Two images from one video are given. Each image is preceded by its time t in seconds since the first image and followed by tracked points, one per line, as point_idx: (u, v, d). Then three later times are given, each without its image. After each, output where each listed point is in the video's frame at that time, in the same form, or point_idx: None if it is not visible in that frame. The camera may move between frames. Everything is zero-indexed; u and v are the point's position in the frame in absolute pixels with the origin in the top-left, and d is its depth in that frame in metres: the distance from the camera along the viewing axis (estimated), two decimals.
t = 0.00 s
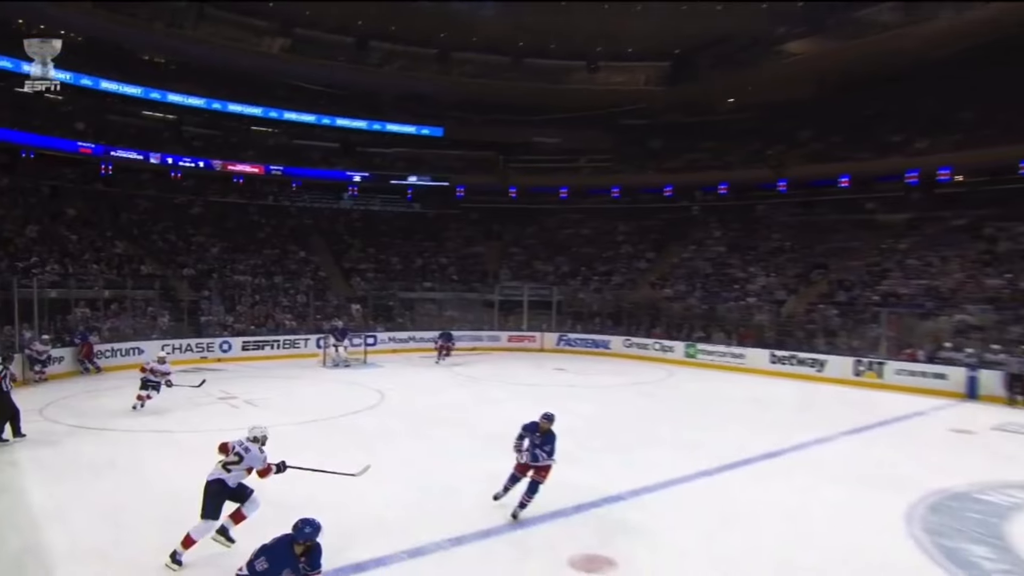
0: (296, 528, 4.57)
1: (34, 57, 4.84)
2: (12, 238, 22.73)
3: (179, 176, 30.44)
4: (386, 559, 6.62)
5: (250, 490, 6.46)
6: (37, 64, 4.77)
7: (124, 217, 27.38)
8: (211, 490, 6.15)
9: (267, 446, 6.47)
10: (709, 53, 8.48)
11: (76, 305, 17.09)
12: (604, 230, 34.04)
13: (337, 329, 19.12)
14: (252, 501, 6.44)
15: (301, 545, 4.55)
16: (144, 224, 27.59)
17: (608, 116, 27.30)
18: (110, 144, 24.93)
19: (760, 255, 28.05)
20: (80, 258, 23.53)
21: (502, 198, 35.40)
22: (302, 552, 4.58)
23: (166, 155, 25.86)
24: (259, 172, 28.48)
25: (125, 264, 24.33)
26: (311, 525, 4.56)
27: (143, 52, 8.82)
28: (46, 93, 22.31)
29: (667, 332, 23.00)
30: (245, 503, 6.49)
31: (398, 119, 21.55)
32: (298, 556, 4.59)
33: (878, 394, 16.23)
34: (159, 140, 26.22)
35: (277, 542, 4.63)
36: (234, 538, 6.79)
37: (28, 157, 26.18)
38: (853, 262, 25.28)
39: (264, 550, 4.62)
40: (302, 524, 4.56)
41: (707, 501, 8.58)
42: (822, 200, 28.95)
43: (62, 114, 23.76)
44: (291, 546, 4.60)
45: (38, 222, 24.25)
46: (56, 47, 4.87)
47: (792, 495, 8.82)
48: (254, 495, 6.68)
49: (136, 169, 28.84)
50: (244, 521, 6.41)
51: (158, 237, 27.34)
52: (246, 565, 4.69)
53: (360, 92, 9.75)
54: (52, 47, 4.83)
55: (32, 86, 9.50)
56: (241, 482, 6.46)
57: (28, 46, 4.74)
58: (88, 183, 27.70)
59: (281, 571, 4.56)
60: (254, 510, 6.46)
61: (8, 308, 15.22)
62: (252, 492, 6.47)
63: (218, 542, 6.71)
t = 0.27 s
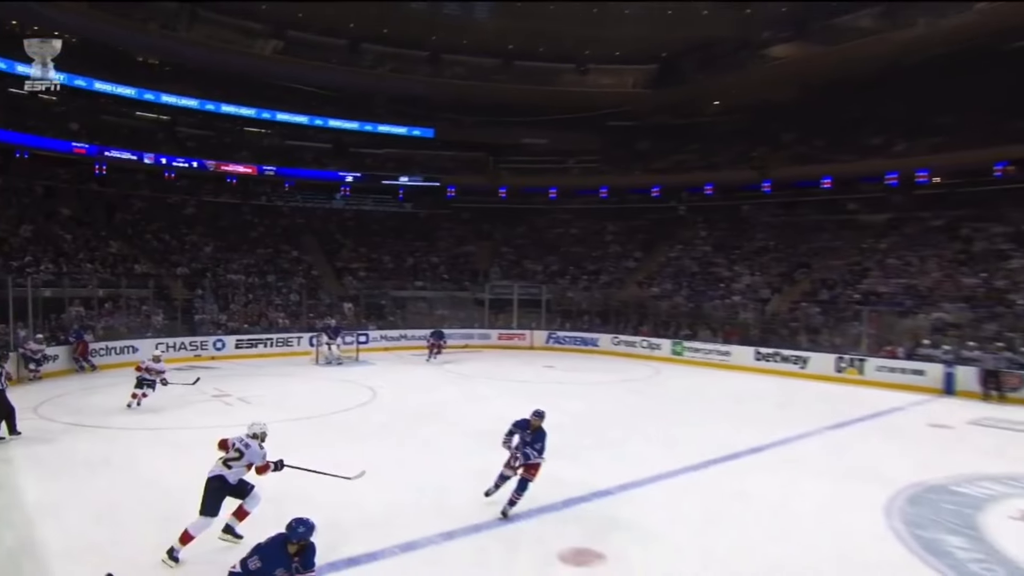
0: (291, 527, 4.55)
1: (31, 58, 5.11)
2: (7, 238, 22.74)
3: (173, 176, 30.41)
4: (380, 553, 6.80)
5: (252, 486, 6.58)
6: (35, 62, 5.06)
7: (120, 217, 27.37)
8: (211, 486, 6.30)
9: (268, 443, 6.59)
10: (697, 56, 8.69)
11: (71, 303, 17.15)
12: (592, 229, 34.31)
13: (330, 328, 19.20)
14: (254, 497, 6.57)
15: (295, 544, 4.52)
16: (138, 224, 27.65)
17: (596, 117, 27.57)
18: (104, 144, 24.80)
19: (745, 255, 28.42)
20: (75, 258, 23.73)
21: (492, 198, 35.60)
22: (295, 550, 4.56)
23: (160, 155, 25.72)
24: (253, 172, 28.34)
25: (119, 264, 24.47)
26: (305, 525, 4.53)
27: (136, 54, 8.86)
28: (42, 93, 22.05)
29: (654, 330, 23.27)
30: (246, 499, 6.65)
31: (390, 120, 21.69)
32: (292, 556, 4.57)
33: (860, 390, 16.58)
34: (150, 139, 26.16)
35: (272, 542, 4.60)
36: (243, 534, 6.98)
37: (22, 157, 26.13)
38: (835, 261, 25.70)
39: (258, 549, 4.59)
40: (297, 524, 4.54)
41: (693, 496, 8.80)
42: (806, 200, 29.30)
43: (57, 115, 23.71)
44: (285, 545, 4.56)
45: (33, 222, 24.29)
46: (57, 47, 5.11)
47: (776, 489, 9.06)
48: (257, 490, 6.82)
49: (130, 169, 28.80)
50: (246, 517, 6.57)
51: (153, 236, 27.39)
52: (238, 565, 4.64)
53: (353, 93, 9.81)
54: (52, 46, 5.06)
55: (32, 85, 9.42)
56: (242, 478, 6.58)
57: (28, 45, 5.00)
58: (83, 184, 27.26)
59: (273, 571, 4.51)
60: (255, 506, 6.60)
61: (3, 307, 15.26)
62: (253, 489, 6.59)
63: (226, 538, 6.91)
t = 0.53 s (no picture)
0: (287, 525, 4.55)
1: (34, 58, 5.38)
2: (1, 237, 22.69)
3: (167, 176, 30.22)
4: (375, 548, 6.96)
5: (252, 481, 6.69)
6: (35, 62, 5.24)
7: (112, 216, 27.44)
8: (212, 483, 6.40)
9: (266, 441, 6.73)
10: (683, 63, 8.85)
11: (65, 302, 17.16)
12: (581, 229, 34.58)
13: (322, 325, 19.32)
14: (255, 493, 6.71)
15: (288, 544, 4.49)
16: (132, 223, 27.68)
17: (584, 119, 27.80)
18: (98, 145, 24.82)
19: (731, 254, 28.78)
20: (69, 256, 23.83)
21: (482, 198, 35.80)
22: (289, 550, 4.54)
23: (154, 155, 26.42)
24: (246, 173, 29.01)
25: (114, 263, 24.55)
26: (299, 524, 4.50)
27: (130, 56, 8.93)
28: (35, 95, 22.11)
29: (642, 328, 23.53)
30: (248, 495, 6.78)
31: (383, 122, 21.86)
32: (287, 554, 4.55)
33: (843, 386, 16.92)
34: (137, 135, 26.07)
35: (267, 539, 4.61)
36: (249, 529, 7.14)
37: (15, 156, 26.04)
38: (817, 261, 26.09)
39: (252, 548, 4.59)
40: (290, 523, 4.51)
41: (679, 490, 9.01)
42: (791, 201, 29.68)
43: (51, 115, 23.65)
44: (279, 544, 4.55)
45: (26, 221, 24.30)
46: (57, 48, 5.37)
47: (759, 483, 9.30)
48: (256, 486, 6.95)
49: (125, 170, 28.76)
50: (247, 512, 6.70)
51: (146, 236, 27.41)
52: (232, 563, 4.65)
53: (346, 96, 9.91)
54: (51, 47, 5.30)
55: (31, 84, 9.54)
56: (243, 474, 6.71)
57: (28, 45, 5.17)
58: (76, 184, 27.10)
59: (267, 570, 4.52)
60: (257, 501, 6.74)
61: None
62: (253, 485, 6.71)
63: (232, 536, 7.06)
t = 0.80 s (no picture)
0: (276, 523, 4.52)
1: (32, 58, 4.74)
2: None
3: (156, 175, 30.33)
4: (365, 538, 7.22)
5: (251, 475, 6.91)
6: (34, 64, 4.68)
7: (101, 214, 27.42)
8: (213, 476, 6.57)
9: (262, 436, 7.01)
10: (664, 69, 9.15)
11: (55, 299, 17.30)
12: (563, 227, 34.99)
13: (310, 321, 19.60)
14: (253, 485, 6.95)
15: (277, 542, 4.46)
16: (120, 221, 27.65)
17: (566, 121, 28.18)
18: (88, 145, 24.86)
19: (708, 251, 29.35)
20: (59, 254, 23.84)
21: (466, 196, 36.04)
22: (278, 548, 4.51)
23: (143, 155, 26.53)
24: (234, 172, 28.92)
25: (104, 260, 24.56)
26: (288, 522, 4.46)
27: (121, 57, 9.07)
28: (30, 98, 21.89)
29: (622, 323, 23.94)
30: (247, 487, 6.98)
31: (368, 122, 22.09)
32: (276, 552, 4.54)
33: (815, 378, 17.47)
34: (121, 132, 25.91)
35: (259, 536, 4.61)
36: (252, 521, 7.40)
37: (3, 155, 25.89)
38: (791, 258, 26.68)
39: (243, 546, 4.62)
40: (279, 521, 4.48)
41: (659, 480, 9.36)
42: (765, 200, 30.29)
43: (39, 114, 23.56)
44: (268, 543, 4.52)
45: (14, 219, 24.25)
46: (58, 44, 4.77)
47: (734, 472, 9.69)
48: (255, 479, 7.18)
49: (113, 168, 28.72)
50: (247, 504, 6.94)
51: (135, 233, 27.34)
52: (224, 560, 4.67)
53: (334, 98, 10.13)
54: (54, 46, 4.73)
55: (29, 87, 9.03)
56: (242, 469, 6.89)
57: (27, 45, 4.62)
58: (65, 182, 27.39)
59: (257, 567, 4.54)
60: (257, 493, 6.98)
61: None
62: (252, 478, 6.93)
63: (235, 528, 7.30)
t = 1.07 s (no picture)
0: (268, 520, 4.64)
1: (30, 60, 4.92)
2: None
3: (148, 172, 30.08)
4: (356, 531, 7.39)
5: (251, 469, 7.03)
6: (34, 63, 4.85)
7: (92, 212, 27.31)
8: (214, 471, 6.72)
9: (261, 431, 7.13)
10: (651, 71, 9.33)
11: (45, 295, 17.29)
12: (549, 225, 35.24)
13: (301, 318, 19.65)
14: (253, 479, 7.09)
15: (270, 539, 4.56)
16: (111, 219, 27.56)
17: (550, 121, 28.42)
18: (77, 142, 24.58)
19: (690, 249, 29.76)
20: (50, 252, 23.72)
21: (453, 194, 36.17)
22: (270, 545, 4.60)
23: (133, 154, 26.08)
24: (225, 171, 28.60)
25: (94, 258, 24.49)
26: (279, 520, 4.58)
27: (110, 55, 9.16)
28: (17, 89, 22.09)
29: (607, 319, 24.25)
30: (248, 480, 7.13)
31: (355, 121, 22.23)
32: (268, 550, 4.64)
33: (795, 373, 17.87)
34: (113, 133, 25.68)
35: (251, 534, 4.73)
36: (253, 514, 7.53)
37: None
38: (771, 255, 27.12)
39: (233, 544, 4.71)
40: (271, 519, 4.59)
41: (643, 472, 9.60)
42: (744, 200, 30.74)
43: (28, 112, 23.47)
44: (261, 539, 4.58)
45: (6, 216, 24.14)
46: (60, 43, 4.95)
47: (716, 464, 9.95)
48: (257, 472, 7.32)
49: (105, 167, 28.59)
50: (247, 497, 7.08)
51: (125, 231, 27.31)
52: (214, 558, 4.73)
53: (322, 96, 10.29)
54: (53, 45, 4.86)
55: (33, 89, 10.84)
56: (242, 464, 7.03)
57: (28, 44, 4.76)
58: (57, 180, 27.17)
59: (250, 565, 4.65)
60: (258, 487, 7.11)
61: None
62: (252, 473, 7.07)
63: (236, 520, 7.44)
